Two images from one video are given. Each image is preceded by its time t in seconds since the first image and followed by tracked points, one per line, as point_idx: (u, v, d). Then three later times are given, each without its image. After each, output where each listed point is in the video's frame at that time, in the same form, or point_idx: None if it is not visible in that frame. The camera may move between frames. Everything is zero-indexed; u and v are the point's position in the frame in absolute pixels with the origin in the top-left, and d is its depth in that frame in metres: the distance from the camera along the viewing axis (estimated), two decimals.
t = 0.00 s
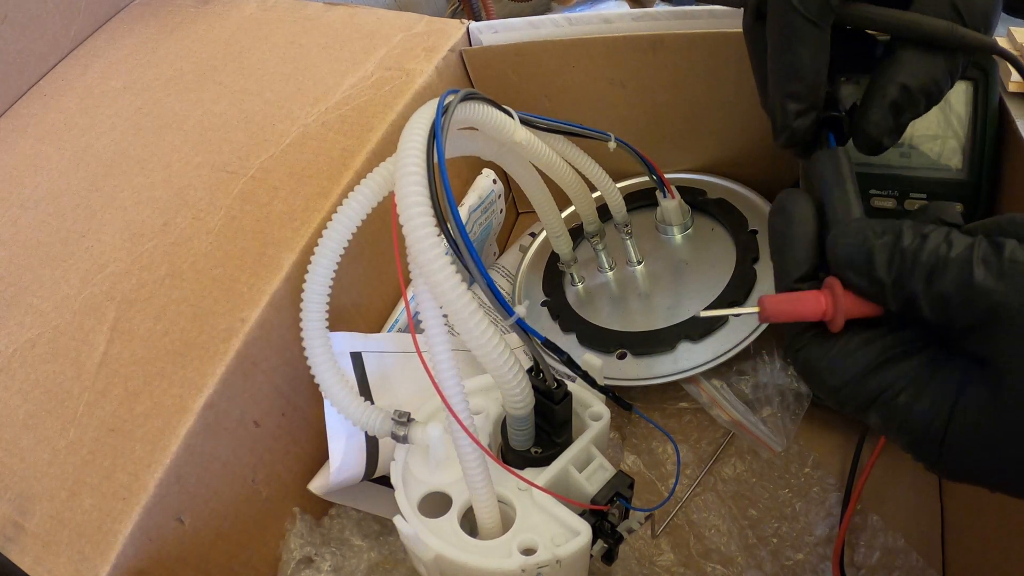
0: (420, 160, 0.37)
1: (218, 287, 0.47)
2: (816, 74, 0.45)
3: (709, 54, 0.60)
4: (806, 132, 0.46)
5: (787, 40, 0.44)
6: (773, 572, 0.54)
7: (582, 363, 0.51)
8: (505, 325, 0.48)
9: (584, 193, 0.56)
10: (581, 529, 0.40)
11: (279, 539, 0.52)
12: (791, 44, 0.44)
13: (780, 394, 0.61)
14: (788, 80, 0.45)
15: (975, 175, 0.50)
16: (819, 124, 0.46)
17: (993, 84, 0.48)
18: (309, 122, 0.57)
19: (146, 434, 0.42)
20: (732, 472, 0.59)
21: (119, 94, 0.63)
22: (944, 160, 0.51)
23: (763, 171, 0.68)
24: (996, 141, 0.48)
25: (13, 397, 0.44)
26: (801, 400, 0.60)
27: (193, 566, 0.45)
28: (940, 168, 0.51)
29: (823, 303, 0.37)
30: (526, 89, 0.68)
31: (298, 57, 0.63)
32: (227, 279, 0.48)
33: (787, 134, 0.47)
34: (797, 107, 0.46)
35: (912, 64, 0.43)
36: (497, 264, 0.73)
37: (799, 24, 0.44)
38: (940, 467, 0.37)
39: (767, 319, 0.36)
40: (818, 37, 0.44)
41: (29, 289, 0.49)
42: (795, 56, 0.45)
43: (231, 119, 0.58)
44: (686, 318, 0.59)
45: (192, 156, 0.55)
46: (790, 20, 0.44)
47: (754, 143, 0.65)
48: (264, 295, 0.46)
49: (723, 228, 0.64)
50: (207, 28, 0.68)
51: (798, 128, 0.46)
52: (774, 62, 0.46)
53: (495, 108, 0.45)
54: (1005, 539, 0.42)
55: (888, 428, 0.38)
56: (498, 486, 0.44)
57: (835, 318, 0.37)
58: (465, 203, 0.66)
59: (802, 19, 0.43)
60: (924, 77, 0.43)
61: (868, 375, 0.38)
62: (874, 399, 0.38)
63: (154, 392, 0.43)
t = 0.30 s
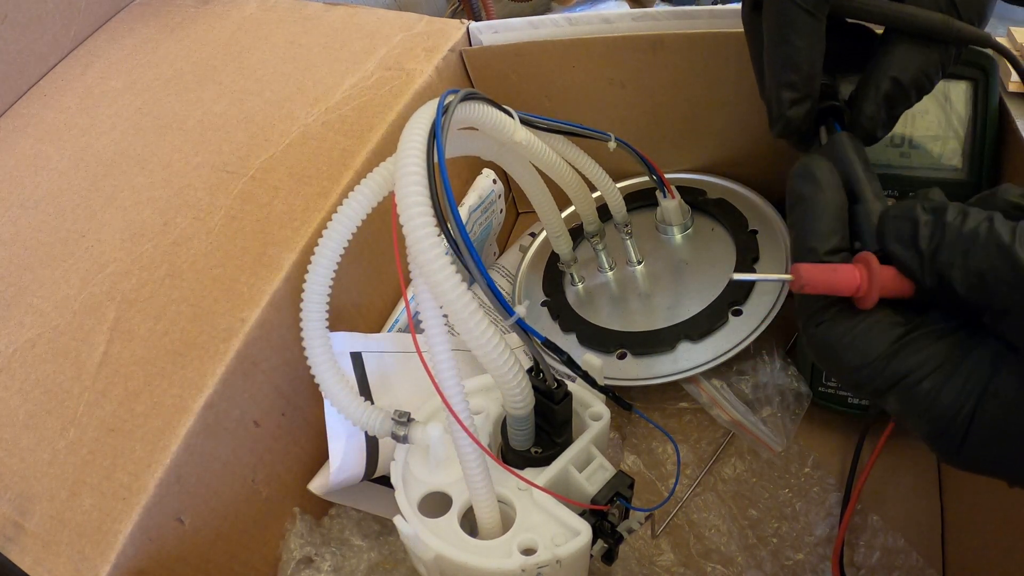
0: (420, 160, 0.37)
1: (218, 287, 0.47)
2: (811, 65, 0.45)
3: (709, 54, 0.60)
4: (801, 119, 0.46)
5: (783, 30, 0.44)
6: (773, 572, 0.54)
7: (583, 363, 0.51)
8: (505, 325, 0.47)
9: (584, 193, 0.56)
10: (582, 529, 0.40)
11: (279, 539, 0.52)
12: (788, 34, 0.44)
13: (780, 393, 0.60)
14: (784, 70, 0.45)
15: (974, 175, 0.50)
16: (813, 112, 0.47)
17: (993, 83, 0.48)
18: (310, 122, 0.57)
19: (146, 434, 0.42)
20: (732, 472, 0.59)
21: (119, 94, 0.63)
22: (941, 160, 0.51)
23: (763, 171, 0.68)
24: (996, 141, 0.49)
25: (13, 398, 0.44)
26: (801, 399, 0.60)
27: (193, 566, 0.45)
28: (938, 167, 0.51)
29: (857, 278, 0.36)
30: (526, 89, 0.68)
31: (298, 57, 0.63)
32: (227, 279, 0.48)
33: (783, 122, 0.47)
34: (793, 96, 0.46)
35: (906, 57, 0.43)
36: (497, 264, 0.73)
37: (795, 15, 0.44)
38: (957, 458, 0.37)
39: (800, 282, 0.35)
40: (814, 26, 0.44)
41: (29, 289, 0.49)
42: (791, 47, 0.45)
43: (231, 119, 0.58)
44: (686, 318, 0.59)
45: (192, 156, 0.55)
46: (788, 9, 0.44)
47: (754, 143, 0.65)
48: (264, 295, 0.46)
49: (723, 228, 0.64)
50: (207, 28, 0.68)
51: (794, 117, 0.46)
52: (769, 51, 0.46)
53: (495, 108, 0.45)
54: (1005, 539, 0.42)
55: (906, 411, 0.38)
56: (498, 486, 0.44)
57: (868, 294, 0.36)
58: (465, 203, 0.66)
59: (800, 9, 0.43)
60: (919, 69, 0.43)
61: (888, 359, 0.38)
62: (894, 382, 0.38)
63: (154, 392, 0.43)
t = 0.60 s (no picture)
0: (420, 160, 0.37)
1: (218, 287, 0.47)
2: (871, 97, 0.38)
3: (709, 54, 0.60)
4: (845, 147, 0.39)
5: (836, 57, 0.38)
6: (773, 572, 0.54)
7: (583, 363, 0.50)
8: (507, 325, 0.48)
9: (585, 193, 0.56)
10: (581, 529, 0.40)
11: (279, 539, 0.52)
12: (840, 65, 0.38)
13: (780, 394, 0.60)
14: (829, 102, 0.39)
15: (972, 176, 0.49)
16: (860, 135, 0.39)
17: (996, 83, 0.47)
18: (310, 122, 0.57)
19: (145, 434, 0.42)
20: (732, 472, 0.59)
21: (119, 94, 0.63)
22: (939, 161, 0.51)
23: (762, 171, 0.68)
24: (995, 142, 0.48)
25: (13, 397, 0.44)
26: (801, 400, 0.60)
27: (193, 566, 0.45)
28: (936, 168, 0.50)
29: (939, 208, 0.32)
30: (526, 89, 0.68)
31: (299, 57, 0.63)
32: (227, 279, 0.47)
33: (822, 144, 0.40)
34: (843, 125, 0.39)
35: (975, 85, 0.39)
36: (497, 264, 0.73)
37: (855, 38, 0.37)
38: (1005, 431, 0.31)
39: (879, 187, 0.31)
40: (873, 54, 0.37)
41: (29, 289, 0.49)
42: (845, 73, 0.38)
43: (231, 119, 0.58)
44: (686, 318, 0.59)
45: (192, 156, 0.55)
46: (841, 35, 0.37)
47: (754, 143, 0.66)
48: (264, 295, 0.46)
49: (723, 228, 0.64)
50: (207, 28, 0.68)
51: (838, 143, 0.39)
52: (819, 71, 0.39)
53: (495, 108, 0.45)
54: (1005, 538, 0.42)
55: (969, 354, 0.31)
56: (498, 486, 0.44)
57: (938, 232, 0.32)
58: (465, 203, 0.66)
59: (857, 37, 0.37)
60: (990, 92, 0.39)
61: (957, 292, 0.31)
62: (958, 322, 0.31)
63: (154, 392, 0.43)
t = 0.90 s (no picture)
0: (420, 160, 0.37)
1: (218, 287, 0.47)
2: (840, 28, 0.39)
3: (709, 55, 0.60)
4: (833, 72, 0.39)
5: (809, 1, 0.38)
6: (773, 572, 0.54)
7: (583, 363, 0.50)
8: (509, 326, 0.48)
9: (585, 193, 0.56)
10: (582, 529, 0.40)
11: (278, 539, 0.51)
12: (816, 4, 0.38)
13: (780, 394, 0.60)
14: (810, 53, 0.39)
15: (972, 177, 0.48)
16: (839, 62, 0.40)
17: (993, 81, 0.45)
18: (309, 123, 0.57)
19: (146, 434, 0.42)
20: (732, 472, 0.59)
21: (119, 94, 0.63)
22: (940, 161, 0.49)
23: (762, 171, 0.68)
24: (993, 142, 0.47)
25: (13, 398, 0.44)
26: (801, 400, 0.60)
27: (193, 566, 0.45)
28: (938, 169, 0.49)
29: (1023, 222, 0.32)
30: (526, 89, 0.68)
31: (298, 58, 0.63)
32: (227, 280, 0.47)
33: (813, 79, 0.40)
34: (821, 49, 0.39)
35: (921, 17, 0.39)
36: (497, 264, 0.73)
37: None
38: None
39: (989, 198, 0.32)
40: None
41: (29, 290, 0.49)
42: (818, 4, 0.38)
43: (231, 119, 0.58)
44: (686, 317, 0.59)
45: (192, 157, 0.55)
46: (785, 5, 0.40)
47: (754, 143, 0.66)
48: (264, 295, 0.46)
49: (723, 228, 0.64)
50: (207, 28, 0.68)
51: (823, 69, 0.39)
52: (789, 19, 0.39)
53: (495, 108, 0.45)
54: (1005, 538, 0.42)
55: None
56: (498, 486, 0.44)
57: None
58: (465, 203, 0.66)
59: None
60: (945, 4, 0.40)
61: None
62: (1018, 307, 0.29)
63: (154, 392, 0.43)
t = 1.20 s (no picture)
0: (420, 160, 0.37)
1: (218, 287, 0.47)
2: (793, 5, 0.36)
3: (708, 54, 0.60)
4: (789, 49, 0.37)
5: None
6: (773, 573, 0.54)
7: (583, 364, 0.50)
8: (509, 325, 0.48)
9: (585, 193, 0.56)
10: (581, 529, 0.40)
11: (279, 539, 0.51)
12: None
13: (780, 394, 0.60)
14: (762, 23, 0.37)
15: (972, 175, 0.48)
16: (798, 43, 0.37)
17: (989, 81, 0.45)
18: (309, 123, 0.57)
19: (145, 434, 0.42)
20: (732, 472, 0.59)
21: (119, 94, 0.63)
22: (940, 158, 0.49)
23: (762, 171, 0.68)
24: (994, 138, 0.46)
25: (13, 398, 0.44)
26: (801, 400, 0.59)
27: (193, 566, 0.45)
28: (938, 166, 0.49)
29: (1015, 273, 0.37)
30: (526, 89, 0.68)
31: (299, 58, 0.63)
32: (227, 280, 0.47)
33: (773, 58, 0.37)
34: (776, 34, 0.37)
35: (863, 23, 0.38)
36: (497, 264, 0.73)
37: None
38: None
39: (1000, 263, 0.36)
40: None
41: (29, 290, 0.49)
42: None
43: (231, 119, 0.58)
44: (687, 317, 0.59)
45: (192, 157, 0.55)
46: None
47: (754, 143, 0.66)
48: (264, 295, 0.46)
49: (723, 228, 0.64)
50: (207, 29, 0.68)
51: (783, 52, 0.37)
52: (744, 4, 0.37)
53: (495, 108, 0.45)
54: (1005, 538, 0.42)
55: None
56: (498, 486, 0.44)
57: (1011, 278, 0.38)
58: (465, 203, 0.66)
59: None
60: None
61: None
62: None
63: (154, 392, 0.43)
